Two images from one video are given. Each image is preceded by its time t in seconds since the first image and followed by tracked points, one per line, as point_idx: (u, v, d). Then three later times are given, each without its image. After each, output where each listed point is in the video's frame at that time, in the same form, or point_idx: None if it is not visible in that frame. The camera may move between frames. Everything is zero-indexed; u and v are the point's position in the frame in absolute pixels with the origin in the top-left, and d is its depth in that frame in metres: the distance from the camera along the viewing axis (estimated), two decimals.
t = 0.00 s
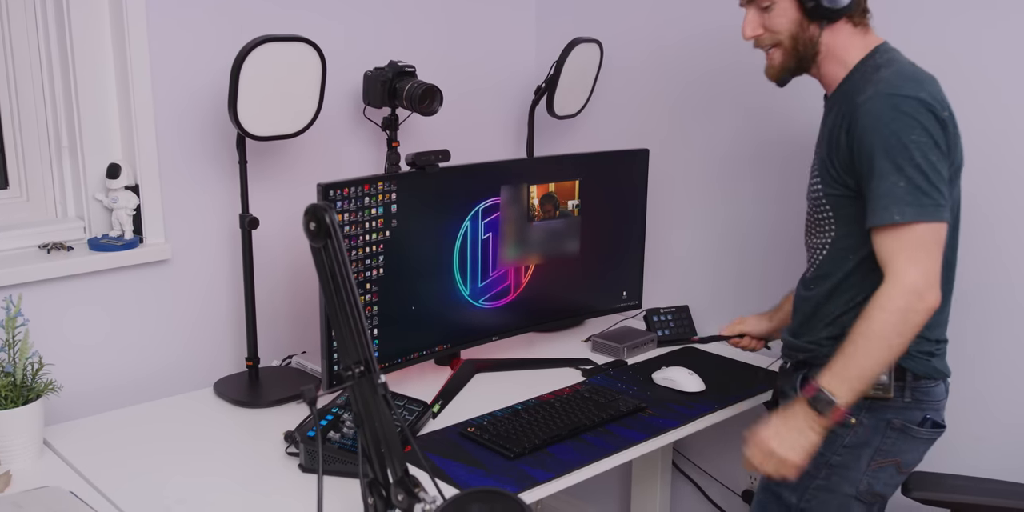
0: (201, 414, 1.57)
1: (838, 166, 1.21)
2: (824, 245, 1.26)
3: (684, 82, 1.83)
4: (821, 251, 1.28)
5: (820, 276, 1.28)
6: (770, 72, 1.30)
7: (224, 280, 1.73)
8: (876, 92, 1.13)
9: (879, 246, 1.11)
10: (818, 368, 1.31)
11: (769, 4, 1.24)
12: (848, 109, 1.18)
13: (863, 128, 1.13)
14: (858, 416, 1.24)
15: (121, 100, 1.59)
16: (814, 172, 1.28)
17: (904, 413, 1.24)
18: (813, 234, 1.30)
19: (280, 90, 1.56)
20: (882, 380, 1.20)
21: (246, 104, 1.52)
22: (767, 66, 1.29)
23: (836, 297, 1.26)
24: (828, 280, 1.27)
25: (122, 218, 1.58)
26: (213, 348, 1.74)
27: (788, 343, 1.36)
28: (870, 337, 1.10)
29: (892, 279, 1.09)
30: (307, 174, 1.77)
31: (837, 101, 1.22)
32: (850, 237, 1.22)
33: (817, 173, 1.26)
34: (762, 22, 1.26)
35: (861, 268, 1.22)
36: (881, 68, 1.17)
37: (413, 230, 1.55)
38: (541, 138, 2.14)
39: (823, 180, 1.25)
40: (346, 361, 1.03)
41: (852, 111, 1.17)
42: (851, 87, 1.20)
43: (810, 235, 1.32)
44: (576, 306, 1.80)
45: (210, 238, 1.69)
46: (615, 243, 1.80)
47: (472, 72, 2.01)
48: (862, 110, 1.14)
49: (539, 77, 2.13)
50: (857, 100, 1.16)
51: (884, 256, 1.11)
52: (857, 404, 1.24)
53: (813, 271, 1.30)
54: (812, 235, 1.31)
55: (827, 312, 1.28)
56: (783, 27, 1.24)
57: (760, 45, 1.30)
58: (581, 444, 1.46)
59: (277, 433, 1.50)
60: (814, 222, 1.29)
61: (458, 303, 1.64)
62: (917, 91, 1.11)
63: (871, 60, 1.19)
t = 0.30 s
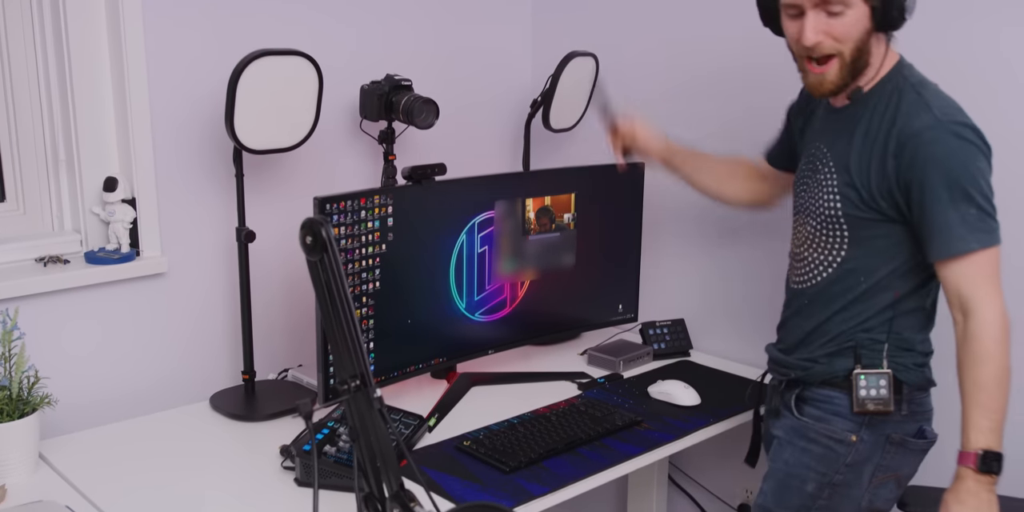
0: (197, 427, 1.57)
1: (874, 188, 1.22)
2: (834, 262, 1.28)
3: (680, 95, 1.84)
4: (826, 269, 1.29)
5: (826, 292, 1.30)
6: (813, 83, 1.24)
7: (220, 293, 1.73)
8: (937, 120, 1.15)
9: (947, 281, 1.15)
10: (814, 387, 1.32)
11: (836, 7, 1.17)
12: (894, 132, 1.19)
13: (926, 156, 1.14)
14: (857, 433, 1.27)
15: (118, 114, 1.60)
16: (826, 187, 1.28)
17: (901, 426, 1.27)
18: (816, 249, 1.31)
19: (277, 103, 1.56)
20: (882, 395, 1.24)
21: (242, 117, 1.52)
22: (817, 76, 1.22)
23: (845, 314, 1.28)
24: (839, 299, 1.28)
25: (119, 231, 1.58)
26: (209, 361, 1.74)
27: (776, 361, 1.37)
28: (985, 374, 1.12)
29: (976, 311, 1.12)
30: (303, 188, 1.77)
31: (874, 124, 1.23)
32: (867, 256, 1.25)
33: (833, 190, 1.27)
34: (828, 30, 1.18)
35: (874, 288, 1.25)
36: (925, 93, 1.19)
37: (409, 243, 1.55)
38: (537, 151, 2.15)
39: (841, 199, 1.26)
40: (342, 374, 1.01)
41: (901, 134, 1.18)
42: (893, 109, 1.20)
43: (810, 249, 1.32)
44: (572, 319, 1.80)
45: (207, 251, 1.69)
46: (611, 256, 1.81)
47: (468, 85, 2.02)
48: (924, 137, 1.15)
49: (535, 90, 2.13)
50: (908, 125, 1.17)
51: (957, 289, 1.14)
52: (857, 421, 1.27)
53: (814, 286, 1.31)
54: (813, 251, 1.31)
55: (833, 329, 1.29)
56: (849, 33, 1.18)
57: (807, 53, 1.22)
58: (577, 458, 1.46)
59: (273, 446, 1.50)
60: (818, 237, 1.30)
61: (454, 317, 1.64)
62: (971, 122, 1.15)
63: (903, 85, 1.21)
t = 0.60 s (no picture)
0: (176, 484, 1.55)
1: (896, 270, 1.18)
2: (828, 340, 1.21)
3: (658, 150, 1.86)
4: (816, 346, 1.22)
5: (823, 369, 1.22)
6: (843, 171, 1.11)
7: (201, 347, 1.73)
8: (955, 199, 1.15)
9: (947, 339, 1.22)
10: (807, 460, 1.24)
11: (899, 103, 1.07)
12: (914, 217, 1.16)
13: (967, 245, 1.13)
14: (861, 498, 1.24)
15: (102, 169, 1.61)
16: (824, 260, 1.20)
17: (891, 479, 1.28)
18: (808, 324, 1.22)
19: (261, 159, 1.57)
20: (885, 452, 1.22)
21: (226, 173, 1.53)
22: (853, 166, 1.11)
23: (843, 388, 1.22)
24: (836, 373, 1.22)
25: (99, 285, 1.59)
26: (187, 416, 1.73)
27: (757, 439, 1.25)
28: (966, 414, 1.22)
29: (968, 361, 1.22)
30: (285, 243, 1.78)
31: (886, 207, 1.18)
32: (868, 333, 1.21)
33: (838, 269, 1.19)
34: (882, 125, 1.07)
35: (868, 362, 1.22)
36: (933, 175, 1.19)
37: (391, 297, 1.56)
38: (518, 205, 2.17)
39: (850, 279, 1.19)
40: (322, 431, 1.06)
41: (926, 218, 1.15)
42: (911, 189, 1.17)
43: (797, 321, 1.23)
44: (553, 372, 1.80)
45: (188, 305, 1.69)
46: (591, 309, 1.82)
47: (450, 140, 2.05)
48: (965, 224, 1.13)
49: (516, 144, 2.17)
50: (939, 211, 1.15)
51: (961, 349, 1.22)
52: (860, 486, 1.24)
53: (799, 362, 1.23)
54: (803, 326, 1.22)
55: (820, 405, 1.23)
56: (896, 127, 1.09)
57: (852, 143, 1.09)
58: None
59: (252, 503, 1.48)
60: (812, 312, 1.22)
61: (435, 371, 1.64)
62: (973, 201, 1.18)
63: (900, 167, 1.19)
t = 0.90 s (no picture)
0: (133, 490, 1.55)
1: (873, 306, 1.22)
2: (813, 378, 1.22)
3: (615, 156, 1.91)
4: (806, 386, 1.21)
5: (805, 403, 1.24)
6: (858, 238, 1.01)
7: (159, 353, 1.72)
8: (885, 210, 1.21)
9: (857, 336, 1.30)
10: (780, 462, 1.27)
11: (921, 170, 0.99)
12: (889, 254, 1.19)
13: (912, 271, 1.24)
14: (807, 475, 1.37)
15: (57, 175, 1.60)
16: (831, 321, 1.15)
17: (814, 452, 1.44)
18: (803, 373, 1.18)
19: (219, 164, 1.57)
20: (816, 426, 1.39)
21: (183, 179, 1.53)
22: (868, 234, 1.00)
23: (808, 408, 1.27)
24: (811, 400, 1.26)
25: (54, 292, 1.58)
26: (145, 422, 1.72)
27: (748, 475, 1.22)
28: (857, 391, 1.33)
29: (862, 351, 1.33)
30: (243, 248, 1.78)
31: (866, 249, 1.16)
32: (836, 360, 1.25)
33: (845, 325, 1.17)
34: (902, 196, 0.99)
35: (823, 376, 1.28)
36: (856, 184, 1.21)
37: (350, 302, 1.57)
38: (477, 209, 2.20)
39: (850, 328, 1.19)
40: (282, 435, 1.06)
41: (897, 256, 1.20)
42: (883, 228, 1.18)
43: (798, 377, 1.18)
44: (512, 375, 1.82)
45: (146, 311, 1.69)
46: (550, 311, 1.85)
47: (409, 145, 2.07)
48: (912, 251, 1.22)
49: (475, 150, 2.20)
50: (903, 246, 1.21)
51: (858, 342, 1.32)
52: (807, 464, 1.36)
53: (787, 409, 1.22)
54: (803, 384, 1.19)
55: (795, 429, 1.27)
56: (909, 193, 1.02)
57: (876, 211, 0.99)
58: None
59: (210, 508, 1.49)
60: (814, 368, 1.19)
61: (395, 375, 1.65)
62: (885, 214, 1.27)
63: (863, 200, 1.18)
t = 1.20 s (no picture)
0: (76, 489, 1.52)
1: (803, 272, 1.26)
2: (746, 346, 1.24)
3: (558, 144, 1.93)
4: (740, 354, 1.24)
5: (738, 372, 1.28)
6: (779, 196, 1.00)
7: (101, 349, 1.70)
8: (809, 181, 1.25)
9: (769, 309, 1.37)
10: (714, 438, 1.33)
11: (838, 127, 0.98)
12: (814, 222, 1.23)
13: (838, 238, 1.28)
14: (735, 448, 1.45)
15: None
16: (763, 287, 1.17)
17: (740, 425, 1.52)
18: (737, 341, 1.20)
19: (158, 155, 1.56)
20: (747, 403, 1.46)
21: (120, 171, 1.51)
22: (790, 191, 0.99)
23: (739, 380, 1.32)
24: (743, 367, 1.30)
25: None
26: (88, 420, 1.70)
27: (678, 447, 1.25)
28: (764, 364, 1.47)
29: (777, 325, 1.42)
30: (185, 241, 1.77)
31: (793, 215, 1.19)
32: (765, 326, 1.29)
33: (773, 291, 1.19)
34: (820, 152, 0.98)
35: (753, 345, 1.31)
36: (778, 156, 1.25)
37: (295, 293, 1.56)
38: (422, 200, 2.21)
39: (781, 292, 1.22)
40: (225, 426, 1.11)
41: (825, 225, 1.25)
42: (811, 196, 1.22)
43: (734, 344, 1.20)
44: (460, 363, 1.83)
45: (86, 307, 1.67)
46: (497, 300, 1.86)
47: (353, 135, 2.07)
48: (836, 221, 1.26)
49: (419, 141, 2.20)
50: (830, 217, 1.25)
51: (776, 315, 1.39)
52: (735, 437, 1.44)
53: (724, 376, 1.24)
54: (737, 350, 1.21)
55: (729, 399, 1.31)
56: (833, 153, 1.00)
57: (791, 168, 0.98)
58: (465, 499, 1.48)
59: (155, 504, 1.47)
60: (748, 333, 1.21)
61: (342, 366, 1.65)
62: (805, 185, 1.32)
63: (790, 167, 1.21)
